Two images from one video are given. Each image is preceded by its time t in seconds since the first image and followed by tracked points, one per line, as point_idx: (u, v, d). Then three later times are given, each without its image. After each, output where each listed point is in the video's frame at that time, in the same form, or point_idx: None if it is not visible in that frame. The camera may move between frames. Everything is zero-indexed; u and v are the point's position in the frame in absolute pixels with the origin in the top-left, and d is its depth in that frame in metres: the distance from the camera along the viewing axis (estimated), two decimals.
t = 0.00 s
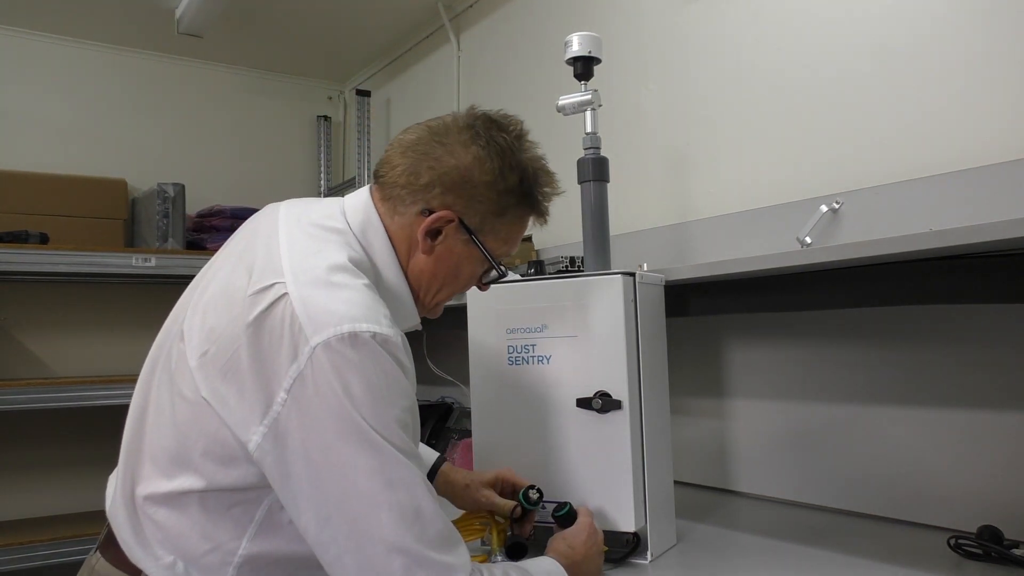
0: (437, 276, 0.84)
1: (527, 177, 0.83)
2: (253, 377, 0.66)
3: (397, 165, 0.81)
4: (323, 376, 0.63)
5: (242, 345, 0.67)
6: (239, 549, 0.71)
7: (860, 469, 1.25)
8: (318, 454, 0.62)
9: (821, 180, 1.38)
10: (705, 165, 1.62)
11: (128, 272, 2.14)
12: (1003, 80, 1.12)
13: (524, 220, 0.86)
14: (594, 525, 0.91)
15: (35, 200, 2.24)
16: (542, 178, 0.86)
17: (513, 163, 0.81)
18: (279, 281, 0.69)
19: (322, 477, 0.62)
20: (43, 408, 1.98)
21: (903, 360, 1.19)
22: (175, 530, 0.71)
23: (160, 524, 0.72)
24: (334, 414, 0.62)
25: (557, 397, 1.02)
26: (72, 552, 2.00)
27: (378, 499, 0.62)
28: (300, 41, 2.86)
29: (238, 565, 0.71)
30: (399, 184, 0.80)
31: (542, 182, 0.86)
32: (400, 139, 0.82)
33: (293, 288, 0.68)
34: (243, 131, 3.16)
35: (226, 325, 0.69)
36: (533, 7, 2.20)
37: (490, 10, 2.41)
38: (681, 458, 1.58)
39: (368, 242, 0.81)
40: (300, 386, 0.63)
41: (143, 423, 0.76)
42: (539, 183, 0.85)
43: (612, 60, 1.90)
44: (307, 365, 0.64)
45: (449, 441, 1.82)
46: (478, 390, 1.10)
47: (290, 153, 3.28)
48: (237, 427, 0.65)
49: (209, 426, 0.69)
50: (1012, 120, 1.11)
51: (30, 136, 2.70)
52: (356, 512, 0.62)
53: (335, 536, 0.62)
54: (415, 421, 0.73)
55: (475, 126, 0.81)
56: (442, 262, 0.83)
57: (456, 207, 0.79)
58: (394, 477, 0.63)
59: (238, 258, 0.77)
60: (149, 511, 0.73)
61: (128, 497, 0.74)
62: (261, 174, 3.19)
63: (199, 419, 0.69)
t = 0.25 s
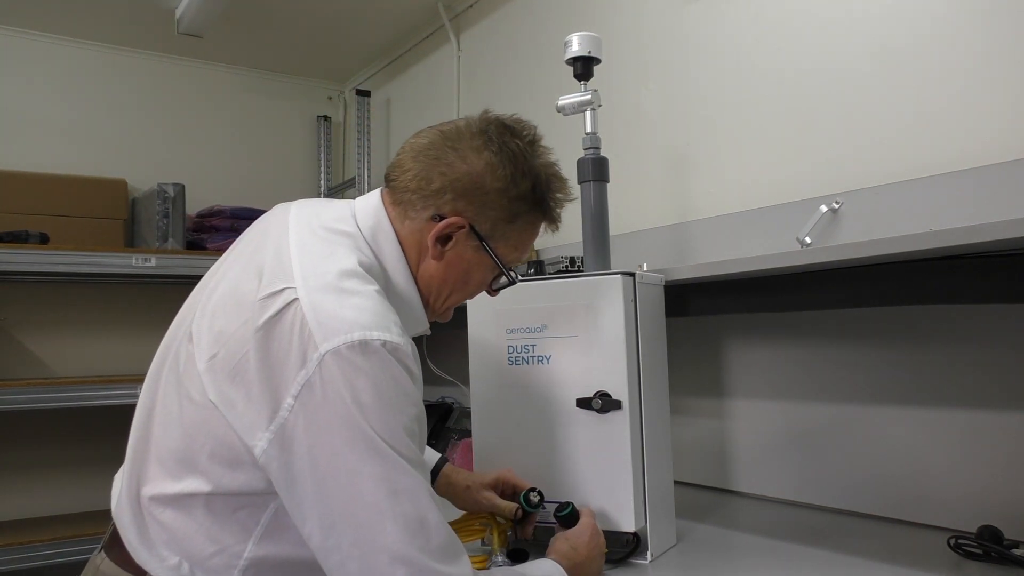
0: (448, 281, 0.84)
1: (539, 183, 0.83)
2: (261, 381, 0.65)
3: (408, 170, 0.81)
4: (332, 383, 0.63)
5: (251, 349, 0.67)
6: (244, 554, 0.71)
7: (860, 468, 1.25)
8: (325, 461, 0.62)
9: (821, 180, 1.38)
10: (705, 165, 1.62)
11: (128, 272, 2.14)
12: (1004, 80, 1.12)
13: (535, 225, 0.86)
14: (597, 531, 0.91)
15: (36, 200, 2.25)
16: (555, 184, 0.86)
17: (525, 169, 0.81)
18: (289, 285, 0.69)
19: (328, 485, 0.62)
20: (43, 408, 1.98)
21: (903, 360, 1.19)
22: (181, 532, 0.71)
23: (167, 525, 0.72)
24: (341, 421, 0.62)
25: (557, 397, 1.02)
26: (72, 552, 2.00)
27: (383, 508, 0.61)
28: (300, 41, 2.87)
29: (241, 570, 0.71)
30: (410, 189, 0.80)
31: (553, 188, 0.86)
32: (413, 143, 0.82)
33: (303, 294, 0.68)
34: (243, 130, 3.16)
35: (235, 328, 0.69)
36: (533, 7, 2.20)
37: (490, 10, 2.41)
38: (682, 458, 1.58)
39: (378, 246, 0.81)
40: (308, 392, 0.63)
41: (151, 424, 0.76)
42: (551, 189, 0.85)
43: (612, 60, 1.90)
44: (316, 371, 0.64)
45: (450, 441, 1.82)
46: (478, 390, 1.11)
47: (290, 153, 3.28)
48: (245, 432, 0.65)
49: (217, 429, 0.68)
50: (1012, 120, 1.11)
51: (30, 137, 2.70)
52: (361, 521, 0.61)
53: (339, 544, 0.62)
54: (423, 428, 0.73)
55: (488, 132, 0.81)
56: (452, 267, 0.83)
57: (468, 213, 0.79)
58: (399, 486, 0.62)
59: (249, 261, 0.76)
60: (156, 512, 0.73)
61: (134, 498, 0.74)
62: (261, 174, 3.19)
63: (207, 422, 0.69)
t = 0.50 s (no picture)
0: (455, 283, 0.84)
1: (547, 187, 0.83)
2: (267, 380, 0.65)
3: (417, 172, 0.81)
4: (337, 382, 0.63)
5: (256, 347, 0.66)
6: (249, 553, 0.71)
7: (860, 468, 1.25)
8: (329, 461, 0.61)
9: (821, 179, 1.38)
10: (704, 165, 1.62)
11: (128, 272, 2.14)
12: (1004, 80, 1.12)
13: (543, 229, 0.86)
14: (599, 533, 0.90)
15: (36, 200, 2.25)
16: (562, 189, 0.86)
17: (534, 173, 0.81)
18: (296, 284, 0.69)
19: (332, 484, 0.61)
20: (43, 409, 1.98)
21: (903, 360, 1.19)
22: (185, 532, 0.71)
23: (171, 525, 0.72)
24: (346, 421, 0.62)
25: (557, 398, 1.02)
26: (72, 552, 2.00)
27: (387, 509, 0.61)
28: (300, 41, 2.87)
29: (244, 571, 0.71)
30: (419, 191, 0.80)
31: (561, 192, 0.86)
32: (421, 145, 0.83)
33: (310, 293, 0.68)
34: (243, 130, 3.16)
35: (241, 328, 0.69)
36: (533, 7, 2.20)
37: (490, 10, 2.41)
38: (682, 458, 1.58)
39: (385, 247, 0.81)
40: (312, 392, 0.63)
41: (155, 424, 0.76)
42: (559, 193, 0.85)
43: (612, 59, 1.90)
44: (321, 371, 0.63)
45: (450, 441, 1.82)
46: (478, 390, 1.11)
47: (290, 153, 3.28)
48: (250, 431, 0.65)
49: (222, 428, 0.68)
50: (1012, 120, 1.11)
51: (30, 136, 2.70)
52: (363, 521, 0.61)
53: (343, 544, 0.62)
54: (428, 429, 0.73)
55: (497, 136, 0.81)
56: (460, 269, 0.83)
57: (477, 216, 0.79)
58: (403, 487, 0.62)
59: (255, 260, 0.76)
60: (160, 512, 0.73)
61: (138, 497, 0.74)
62: (261, 174, 3.19)
63: (212, 421, 0.69)
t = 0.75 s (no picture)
0: (464, 281, 0.84)
1: (555, 188, 0.86)
2: (274, 370, 0.65)
3: (429, 171, 0.81)
4: (345, 368, 0.63)
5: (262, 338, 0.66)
6: (255, 546, 0.72)
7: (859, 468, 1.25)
8: (346, 445, 0.62)
9: (821, 179, 1.38)
10: (704, 165, 1.62)
11: (128, 272, 2.14)
12: (1005, 80, 1.12)
13: (549, 228, 0.88)
14: (617, 537, 0.89)
15: (36, 200, 2.25)
16: (567, 191, 0.88)
17: (544, 175, 0.84)
18: (301, 274, 0.69)
19: (350, 468, 0.62)
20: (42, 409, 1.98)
21: (902, 360, 1.19)
22: (189, 528, 0.71)
23: (174, 522, 0.72)
24: (358, 404, 0.62)
25: (557, 397, 1.02)
26: (72, 553, 2.00)
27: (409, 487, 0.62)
28: (300, 41, 2.86)
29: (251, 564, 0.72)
30: (431, 189, 0.80)
31: (566, 193, 0.88)
32: (433, 146, 0.83)
33: (316, 281, 0.68)
34: (242, 130, 3.15)
35: (246, 319, 0.69)
36: (533, 7, 2.20)
37: (490, 10, 2.41)
38: (681, 458, 1.58)
39: (393, 243, 0.81)
40: (321, 378, 0.63)
41: (157, 422, 0.75)
42: (565, 194, 0.88)
43: (612, 59, 1.90)
44: (329, 357, 0.63)
45: (450, 441, 1.82)
46: (479, 390, 1.11)
47: (290, 153, 3.28)
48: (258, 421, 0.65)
49: (228, 421, 0.68)
50: (1011, 120, 1.11)
51: (30, 136, 2.70)
52: (387, 499, 0.62)
53: (367, 526, 0.63)
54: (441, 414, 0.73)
55: (509, 138, 0.83)
56: (471, 268, 0.83)
57: (491, 215, 0.80)
58: (421, 466, 0.63)
59: (257, 255, 0.76)
60: (161, 509, 0.72)
61: (139, 496, 0.74)
62: (261, 174, 3.19)
63: (218, 414, 0.69)
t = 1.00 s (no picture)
0: (473, 279, 0.84)
1: (562, 189, 0.87)
2: (290, 363, 0.64)
3: (439, 170, 0.81)
4: (364, 355, 0.62)
5: (275, 333, 0.65)
6: (267, 543, 0.71)
7: (859, 468, 1.25)
8: (368, 434, 0.61)
9: (821, 179, 1.38)
10: (704, 165, 1.62)
11: (128, 272, 2.14)
12: (1006, 80, 1.12)
13: (555, 228, 0.89)
14: (615, 535, 0.89)
15: (36, 200, 2.25)
16: (570, 193, 0.89)
17: (551, 175, 0.85)
18: (314, 267, 0.68)
19: (373, 456, 0.61)
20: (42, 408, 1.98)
21: (902, 360, 1.19)
22: (204, 525, 0.71)
23: (188, 519, 0.71)
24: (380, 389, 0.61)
25: (557, 397, 1.03)
26: (72, 553, 2.00)
27: (436, 470, 0.62)
28: (300, 41, 2.86)
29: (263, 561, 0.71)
30: (442, 187, 0.80)
31: (570, 195, 0.90)
32: (443, 144, 0.83)
33: (331, 272, 0.67)
34: (242, 130, 3.15)
35: (258, 313, 0.68)
36: (533, 7, 2.20)
37: (490, 10, 2.40)
38: (682, 457, 1.58)
39: (403, 240, 0.81)
40: (340, 367, 0.62)
41: (168, 421, 0.75)
42: (570, 196, 0.89)
43: (612, 59, 1.90)
44: (347, 345, 0.63)
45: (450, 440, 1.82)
46: (479, 390, 1.11)
47: (290, 153, 3.27)
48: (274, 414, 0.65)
49: (244, 416, 0.68)
50: (1012, 120, 1.11)
51: (29, 136, 2.70)
52: (415, 484, 0.61)
53: (396, 512, 0.62)
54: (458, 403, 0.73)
55: (518, 139, 0.83)
56: (480, 265, 0.83)
57: (502, 213, 0.80)
58: (446, 449, 0.63)
59: (266, 251, 0.76)
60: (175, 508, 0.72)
61: (149, 496, 0.73)
62: (262, 174, 3.19)
63: (233, 409, 0.69)
